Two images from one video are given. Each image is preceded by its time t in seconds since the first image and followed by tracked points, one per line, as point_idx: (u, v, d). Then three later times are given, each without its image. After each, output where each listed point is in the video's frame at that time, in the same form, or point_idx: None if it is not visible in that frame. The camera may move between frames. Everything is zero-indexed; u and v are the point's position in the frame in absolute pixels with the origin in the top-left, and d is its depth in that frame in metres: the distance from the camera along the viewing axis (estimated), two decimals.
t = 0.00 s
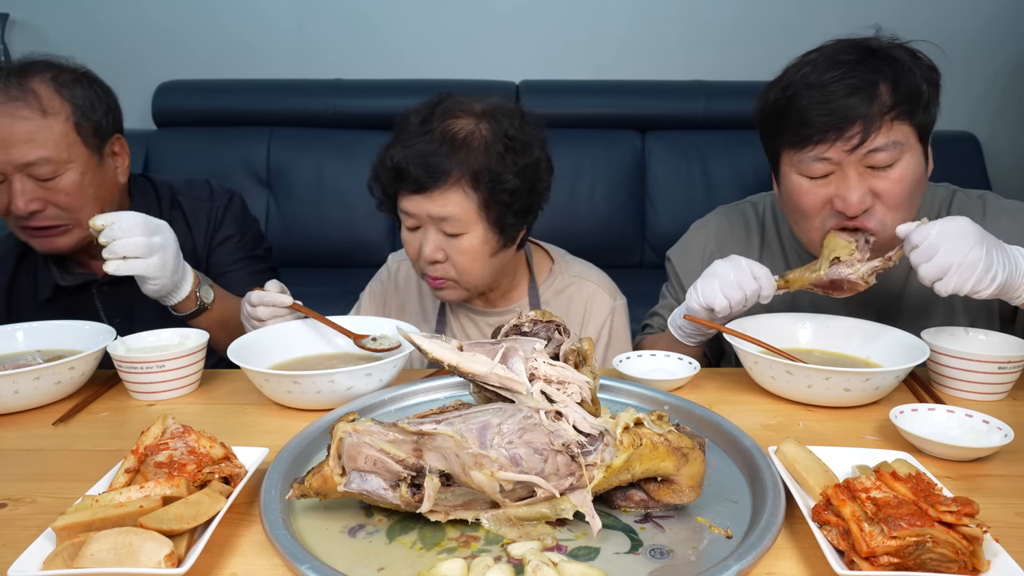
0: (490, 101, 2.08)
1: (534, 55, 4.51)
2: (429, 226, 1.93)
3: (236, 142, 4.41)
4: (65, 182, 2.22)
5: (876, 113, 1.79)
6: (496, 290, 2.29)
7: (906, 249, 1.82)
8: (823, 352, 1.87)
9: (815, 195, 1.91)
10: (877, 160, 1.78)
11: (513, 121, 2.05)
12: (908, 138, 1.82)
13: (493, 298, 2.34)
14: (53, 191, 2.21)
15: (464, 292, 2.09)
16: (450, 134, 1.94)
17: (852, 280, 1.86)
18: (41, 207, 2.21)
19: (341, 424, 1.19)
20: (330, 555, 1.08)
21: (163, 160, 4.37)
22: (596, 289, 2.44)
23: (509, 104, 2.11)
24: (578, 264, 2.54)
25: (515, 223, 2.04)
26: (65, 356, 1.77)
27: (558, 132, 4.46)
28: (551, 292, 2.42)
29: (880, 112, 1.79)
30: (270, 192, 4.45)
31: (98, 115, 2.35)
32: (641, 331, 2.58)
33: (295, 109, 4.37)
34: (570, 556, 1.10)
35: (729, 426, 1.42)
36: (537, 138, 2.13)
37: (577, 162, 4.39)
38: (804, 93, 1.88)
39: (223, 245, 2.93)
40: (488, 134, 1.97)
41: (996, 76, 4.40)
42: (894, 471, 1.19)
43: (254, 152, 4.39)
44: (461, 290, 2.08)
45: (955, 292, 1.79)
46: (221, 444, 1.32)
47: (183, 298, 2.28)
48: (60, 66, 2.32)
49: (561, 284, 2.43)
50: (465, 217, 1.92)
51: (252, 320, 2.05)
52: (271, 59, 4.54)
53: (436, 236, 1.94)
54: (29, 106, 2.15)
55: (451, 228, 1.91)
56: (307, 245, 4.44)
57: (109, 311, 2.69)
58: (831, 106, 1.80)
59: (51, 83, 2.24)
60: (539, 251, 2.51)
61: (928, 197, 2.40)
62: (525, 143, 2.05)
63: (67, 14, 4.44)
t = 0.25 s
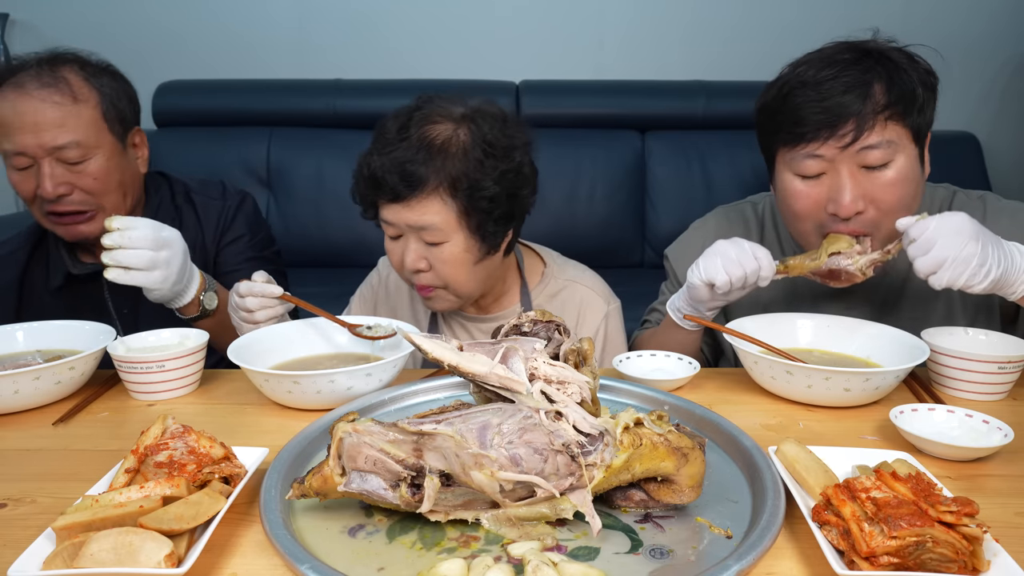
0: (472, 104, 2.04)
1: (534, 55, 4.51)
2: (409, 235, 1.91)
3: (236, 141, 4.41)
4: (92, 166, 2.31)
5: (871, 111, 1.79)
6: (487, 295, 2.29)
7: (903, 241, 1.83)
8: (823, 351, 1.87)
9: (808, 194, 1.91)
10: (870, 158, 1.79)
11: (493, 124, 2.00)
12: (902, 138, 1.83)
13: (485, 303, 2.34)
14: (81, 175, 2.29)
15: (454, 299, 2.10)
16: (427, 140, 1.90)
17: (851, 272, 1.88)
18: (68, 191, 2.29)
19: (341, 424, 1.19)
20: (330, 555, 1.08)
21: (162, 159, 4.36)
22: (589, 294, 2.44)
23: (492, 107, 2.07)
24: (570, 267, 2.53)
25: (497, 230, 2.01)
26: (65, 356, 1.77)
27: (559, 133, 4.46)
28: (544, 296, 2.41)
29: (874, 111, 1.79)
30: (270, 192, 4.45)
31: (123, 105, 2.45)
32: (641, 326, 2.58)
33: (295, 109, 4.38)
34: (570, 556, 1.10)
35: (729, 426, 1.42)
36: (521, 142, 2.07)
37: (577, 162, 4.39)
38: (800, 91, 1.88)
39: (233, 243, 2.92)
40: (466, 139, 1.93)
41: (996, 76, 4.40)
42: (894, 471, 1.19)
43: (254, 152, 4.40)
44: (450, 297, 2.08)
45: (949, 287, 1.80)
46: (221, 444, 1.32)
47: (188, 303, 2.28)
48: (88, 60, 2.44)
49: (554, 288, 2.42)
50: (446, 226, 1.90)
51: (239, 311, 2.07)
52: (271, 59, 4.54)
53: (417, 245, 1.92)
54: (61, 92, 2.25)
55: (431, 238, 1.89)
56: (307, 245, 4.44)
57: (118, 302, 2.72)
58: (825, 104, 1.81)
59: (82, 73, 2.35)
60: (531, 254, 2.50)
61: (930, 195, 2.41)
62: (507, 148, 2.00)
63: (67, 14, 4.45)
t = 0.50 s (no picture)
0: (449, 108, 2.02)
1: (534, 54, 4.51)
2: (388, 243, 1.92)
3: (236, 141, 4.41)
4: (119, 152, 2.45)
5: (879, 126, 1.79)
6: (475, 299, 2.30)
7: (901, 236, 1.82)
8: (823, 352, 1.87)
9: (814, 204, 1.92)
10: (878, 172, 1.80)
11: (468, 128, 1.98)
12: (909, 149, 1.83)
13: (474, 307, 2.34)
14: (108, 161, 2.43)
15: (433, 308, 2.09)
16: (400, 146, 1.89)
17: (852, 272, 1.88)
18: (95, 176, 2.41)
19: (341, 424, 1.19)
20: (330, 555, 1.08)
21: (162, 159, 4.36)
22: (582, 298, 2.44)
23: (470, 110, 2.05)
24: (563, 269, 2.53)
25: (475, 237, 2.00)
26: (65, 356, 1.77)
27: (559, 133, 4.47)
28: (535, 301, 2.41)
29: (882, 124, 1.78)
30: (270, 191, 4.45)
31: (149, 100, 2.62)
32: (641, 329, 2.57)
33: (295, 109, 4.38)
34: (570, 556, 1.10)
35: (729, 426, 1.42)
36: (498, 145, 2.06)
37: (577, 162, 4.39)
38: (804, 103, 1.87)
39: (243, 242, 2.92)
40: (441, 144, 1.92)
41: (996, 76, 4.40)
42: (895, 471, 1.19)
43: (254, 152, 4.40)
44: (429, 307, 2.07)
45: (947, 281, 1.81)
46: (221, 444, 1.32)
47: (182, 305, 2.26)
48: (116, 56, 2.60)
49: (546, 292, 2.42)
50: (422, 232, 1.89)
51: (239, 295, 2.06)
52: (271, 58, 4.54)
53: (398, 253, 1.92)
54: (94, 82, 2.41)
55: (409, 243, 1.89)
56: (307, 245, 4.44)
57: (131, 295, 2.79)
58: (832, 118, 1.80)
59: (113, 66, 2.52)
60: (522, 257, 2.50)
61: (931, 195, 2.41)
62: (483, 152, 1.98)
63: (67, 14, 4.45)
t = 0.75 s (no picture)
0: (439, 104, 2.04)
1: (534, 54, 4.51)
2: (374, 234, 1.90)
3: (237, 140, 4.41)
4: (140, 145, 2.49)
5: (892, 118, 1.80)
6: (467, 301, 2.30)
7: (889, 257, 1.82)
8: (823, 351, 1.87)
9: (825, 198, 1.92)
10: (891, 164, 1.81)
11: (458, 123, 2.00)
12: (921, 142, 1.84)
13: (465, 309, 2.34)
14: (128, 152, 2.48)
15: (427, 306, 2.07)
16: (390, 136, 1.90)
17: (841, 290, 1.83)
18: (114, 167, 2.46)
19: (341, 424, 1.19)
20: (330, 555, 1.08)
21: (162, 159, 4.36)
22: (575, 300, 2.43)
23: (461, 106, 2.08)
24: (556, 270, 2.53)
25: (461, 228, 1.98)
26: (65, 356, 1.77)
27: (559, 133, 4.46)
28: (528, 304, 2.41)
29: (895, 116, 1.79)
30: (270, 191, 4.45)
31: (171, 97, 2.67)
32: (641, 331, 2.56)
33: (295, 109, 4.38)
34: (570, 556, 1.10)
35: (729, 426, 1.42)
36: (488, 141, 2.07)
37: (577, 162, 4.39)
38: (815, 97, 1.88)
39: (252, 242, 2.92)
40: (430, 136, 1.93)
41: (996, 76, 4.40)
42: (895, 471, 1.19)
43: (254, 152, 4.40)
44: (421, 305, 2.05)
45: (945, 297, 1.77)
46: (221, 444, 1.32)
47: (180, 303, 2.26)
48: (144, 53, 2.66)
49: (538, 295, 2.43)
50: (408, 221, 1.88)
51: (239, 283, 2.06)
52: (271, 58, 4.54)
53: (381, 244, 1.91)
54: (121, 75, 2.46)
55: (394, 233, 1.87)
56: (307, 245, 4.44)
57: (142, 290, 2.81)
58: (845, 111, 1.81)
59: (141, 61, 2.57)
60: (514, 259, 2.50)
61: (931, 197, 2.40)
62: (472, 146, 2.00)
63: (67, 13, 4.45)
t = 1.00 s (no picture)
0: (429, 109, 2.05)
1: (534, 54, 4.51)
2: (364, 238, 1.91)
3: (237, 141, 4.41)
4: (155, 143, 2.50)
5: (899, 112, 1.80)
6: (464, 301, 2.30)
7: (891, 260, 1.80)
8: (823, 351, 1.87)
9: (830, 191, 1.92)
10: (896, 158, 1.81)
11: (449, 126, 2.02)
12: (927, 137, 1.85)
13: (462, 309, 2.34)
14: (144, 150, 2.48)
15: (423, 305, 2.07)
16: (380, 138, 1.91)
17: (841, 292, 1.78)
18: (129, 164, 2.46)
19: (341, 424, 1.19)
20: (330, 555, 1.08)
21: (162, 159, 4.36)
22: (572, 301, 2.44)
23: (452, 111, 2.09)
24: (552, 271, 2.52)
25: (453, 229, 1.97)
26: (65, 356, 1.77)
27: (559, 133, 4.46)
28: (524, 304, 2.42)
29: (903, 111, 1.80)
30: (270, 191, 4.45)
31: (188, 98, 2.68)
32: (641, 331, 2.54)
33: (295, 109, 4.38)
34: (570, 556, 1.10)
35: (729, 426, 1.42)
36: (478, 144, 2.08)
37: (577, 162, 4.39)
38: (824, 89, 1.88)
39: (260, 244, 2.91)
40: (422, 139, 1.94)
41: (997, 76, 4.40)
42: (894, 471, 1.19)
43: (255, 152, 4.40)
44: (419, 305, 2.05)
45: (945, 300, 1.77)
46: (222, 444, 1.32)
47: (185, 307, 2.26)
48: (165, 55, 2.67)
49: (535, 295, 2.42)
50: (400, 222, 1.87)
51: (240, 280, 2.06)
52: (271, 58, 4.54)
53: (373, 249, 1.91)
54: (141, 74, 2.47)
55: (383, 236, 1.87)
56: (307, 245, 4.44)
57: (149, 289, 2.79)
58: (852, 104, 1.81)
59: (161, 62, 2.59)
60: (510, 259, 2.50)
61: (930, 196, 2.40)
62: (463, 149, 2.01)
63: (67, 13, 4.45)
